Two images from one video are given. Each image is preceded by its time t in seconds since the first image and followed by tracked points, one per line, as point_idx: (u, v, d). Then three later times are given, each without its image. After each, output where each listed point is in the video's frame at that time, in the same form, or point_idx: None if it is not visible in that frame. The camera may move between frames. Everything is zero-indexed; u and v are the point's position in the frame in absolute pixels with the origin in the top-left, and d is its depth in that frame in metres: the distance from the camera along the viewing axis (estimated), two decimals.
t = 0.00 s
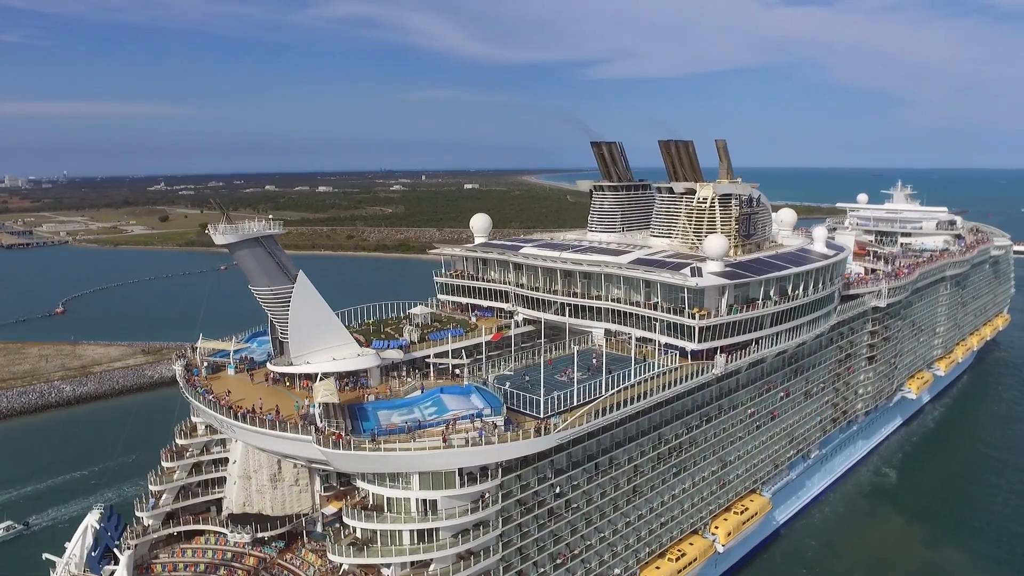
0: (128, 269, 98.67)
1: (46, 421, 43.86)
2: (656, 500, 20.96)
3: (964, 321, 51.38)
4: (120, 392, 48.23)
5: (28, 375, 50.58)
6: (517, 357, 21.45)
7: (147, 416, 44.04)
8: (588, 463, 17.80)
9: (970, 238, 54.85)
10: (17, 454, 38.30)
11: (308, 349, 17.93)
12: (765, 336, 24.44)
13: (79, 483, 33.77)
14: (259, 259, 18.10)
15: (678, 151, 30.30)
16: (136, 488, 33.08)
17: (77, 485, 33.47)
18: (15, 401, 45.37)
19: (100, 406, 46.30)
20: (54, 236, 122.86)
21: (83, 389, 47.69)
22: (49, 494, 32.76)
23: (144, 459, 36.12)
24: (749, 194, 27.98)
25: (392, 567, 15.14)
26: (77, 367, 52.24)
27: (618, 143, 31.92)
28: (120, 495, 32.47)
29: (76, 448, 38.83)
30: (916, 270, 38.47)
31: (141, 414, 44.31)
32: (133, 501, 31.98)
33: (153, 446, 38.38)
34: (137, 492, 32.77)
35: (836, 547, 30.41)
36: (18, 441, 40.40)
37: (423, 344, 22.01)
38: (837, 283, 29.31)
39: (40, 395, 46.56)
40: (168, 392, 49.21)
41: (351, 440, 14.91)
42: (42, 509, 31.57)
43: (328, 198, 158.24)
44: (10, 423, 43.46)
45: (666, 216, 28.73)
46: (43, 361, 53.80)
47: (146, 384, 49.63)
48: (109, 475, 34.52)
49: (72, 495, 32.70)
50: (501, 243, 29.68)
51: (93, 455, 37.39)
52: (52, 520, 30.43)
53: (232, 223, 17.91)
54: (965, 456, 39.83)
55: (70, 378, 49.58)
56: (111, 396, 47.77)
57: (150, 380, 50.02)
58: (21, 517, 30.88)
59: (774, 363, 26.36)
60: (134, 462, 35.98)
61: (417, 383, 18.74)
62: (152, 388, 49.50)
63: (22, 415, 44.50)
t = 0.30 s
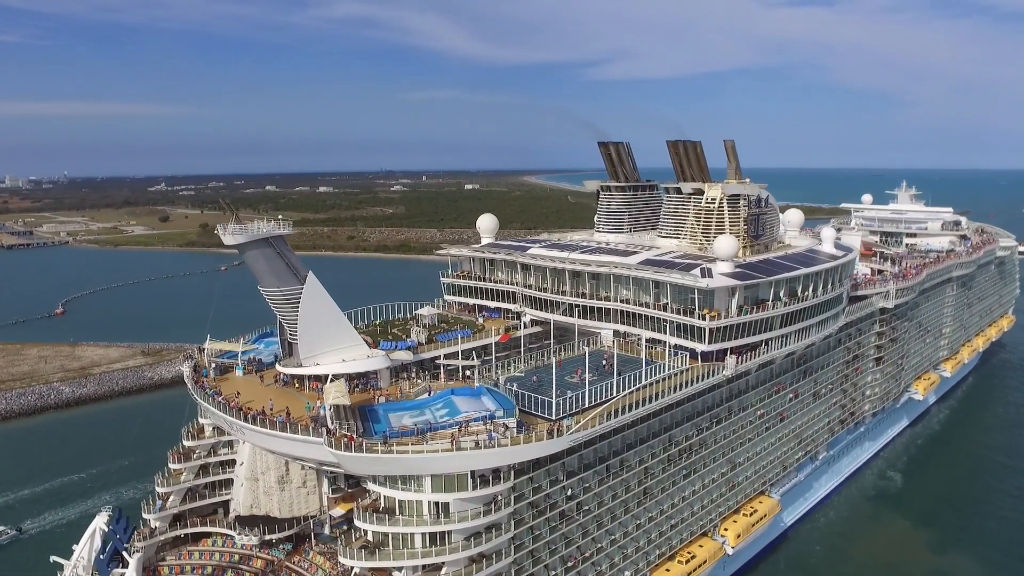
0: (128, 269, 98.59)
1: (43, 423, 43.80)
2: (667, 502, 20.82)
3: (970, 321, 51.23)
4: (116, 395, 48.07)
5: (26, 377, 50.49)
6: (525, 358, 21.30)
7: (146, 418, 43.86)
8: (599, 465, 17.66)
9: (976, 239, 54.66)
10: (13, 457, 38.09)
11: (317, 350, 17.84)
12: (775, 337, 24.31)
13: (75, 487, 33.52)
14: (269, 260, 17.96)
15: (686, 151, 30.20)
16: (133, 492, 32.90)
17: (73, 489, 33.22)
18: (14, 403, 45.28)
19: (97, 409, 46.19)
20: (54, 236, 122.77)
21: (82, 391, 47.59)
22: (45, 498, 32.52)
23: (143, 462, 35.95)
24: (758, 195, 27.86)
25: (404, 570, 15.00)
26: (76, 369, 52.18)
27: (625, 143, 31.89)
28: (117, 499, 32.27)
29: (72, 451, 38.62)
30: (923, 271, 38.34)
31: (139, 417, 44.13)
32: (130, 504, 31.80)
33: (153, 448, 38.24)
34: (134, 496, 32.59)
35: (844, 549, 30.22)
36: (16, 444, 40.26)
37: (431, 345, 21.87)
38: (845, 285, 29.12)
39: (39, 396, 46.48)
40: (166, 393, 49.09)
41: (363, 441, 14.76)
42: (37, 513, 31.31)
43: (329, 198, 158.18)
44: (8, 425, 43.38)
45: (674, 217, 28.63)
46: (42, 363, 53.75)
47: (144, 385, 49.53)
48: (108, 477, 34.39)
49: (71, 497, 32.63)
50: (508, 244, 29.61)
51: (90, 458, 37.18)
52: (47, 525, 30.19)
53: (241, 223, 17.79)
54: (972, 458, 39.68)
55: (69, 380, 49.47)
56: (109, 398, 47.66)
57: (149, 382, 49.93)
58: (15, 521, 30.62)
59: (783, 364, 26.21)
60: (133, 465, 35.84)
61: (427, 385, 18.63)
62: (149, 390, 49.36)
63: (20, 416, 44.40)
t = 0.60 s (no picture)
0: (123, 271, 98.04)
1: (37, 426, 43.47)
2: (673, 504, 20.69)
3: (970, 322, 51.25)
4: (108, 399, 47.84)
5: (18, 379, 50.10)
6: (531, 360, 21.18)
7: (140, 421, 43.50)
8: (607, 468, 17.52)
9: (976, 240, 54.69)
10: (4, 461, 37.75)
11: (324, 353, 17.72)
12: (781, 338, 24.22)
13: (66, 491, 33.25)
14: (275, 262, 17.86)
15: (690, 152, 30.15)
16: (125, 497, 32.65)
17: (64, 495, 32.95)
18: (6, 406, 44.88)
19: (88, 413, 45.86)
20: (49, 237, 121.97)
21: (75, 394, 47.32)
22: (36, 503, 32.23)
23: (136, 466, 35.70)
24: (762, 196, 27.82)
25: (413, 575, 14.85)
26: (69, 371, 51.82)
27: (629, 144, 31.93)
28: (109, 504, 32.03)
29: (64, 455, 38.30)
30: (925, 272, 38.34)
31: (133, 420, 43.81)
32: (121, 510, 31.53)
33: (147, 452, 37.98)
34: (126, 501, 32.33)
35: (849, 550, 30.11)
36: (8, 448, 39.90)
37: (435, 346, 21.69)
38: (850, 286, 29.05)
39: (32, 399, 46.09)
40: (160, 397, 48.74)
41: (372, 445, 14.63)
42: (27, 518, 31.02)
43: (326, 199, 157.66)
44: (0, 429, 43.02)
45: (678, 218, 28.58)
46: (35, 365, 53.35)
47: (136, 389, 49.17)
48: (101, 482, 34.16)
49: (63, 501, 32.45)
50: (512, 245, 29.50)
51: (82, 462, 36.87)
52: (37, 531, 29.91)
53: (247, 225, 17.61)
54: (975, 456, 39.70)
55: (62, 383, 49.05)
56: (101, 402, 47.55)
57: (142, 385, 49.57)
58: (6, 527, 30.34)
59: (788, 365, 26.12)
60: (127, 469, 35.59)
61: (434, 387, 18.54)
62: (140, 394, 48.99)
63: (13, 420, 44.04)
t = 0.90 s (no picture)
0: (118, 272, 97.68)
1: (30, 429, 43.23)
2: (679, 506, 20.63)
3: (969, 322, 51.37)
4: (101, 402, 47.61)
5: (11, 382, 49.78)
6: (535, 362, 21.10)
7: (135, 424, 43.29)
8: (614, 470, 17.46)
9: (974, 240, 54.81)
10: None
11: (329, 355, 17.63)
12: (785, 339, 24.20)
13: (58, 496, 33.02)
14: (280, 264, 17.75)
15: (693, 154, 30.19)
16: (117, 502, 32.48)
17: (56, 499, 32.72)
18: None
19: (81, 416, 45.64)
20: (43, 238, 121.50)
21: (68, 397, 47.11)
22: (28, 507, 32.01)
23: (130, 469, 35.52)
24: (765, 197, 27.84)
25: None
26: (63, 374, 51.56)
27: (632, 145, 31.84)
28: (102, 509, 31.84)
29: (57, 459, 38.07)
30: (926, 272, 38.42)
31: (128, 423, 43.61)
32: (114, 515, 31.36)
33: (141, 455, 37.80)
34: (118, 506, 32.15)
35: (852, 551, 30.08)
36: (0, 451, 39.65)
37: (439, 348, 21.51)
38: (852, 287, 29.07)
39: (24, 402, 45.82)
40: (154, 399, 48.50)
41: (380, 448, 14.53)
42: (19, 523, 30.82)
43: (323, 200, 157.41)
44: None
45: (681, 219, 28.59)
46: (27, 367, 53.08)
47: (129, 392, 48.91)
48: (95, 485, 33.99)
49: (56, 505, 32.30)
50: (513, 246, 29.45)
51: (75, 465, 36.65)
52: (29, 537, 29.70)
53: (252, 226, 17.52)
54: (976, 457, 39.69)
55: (54, 386, 48.75)
56: (94, 404, 47.33)
57: (135, 387, 49.32)
58: None
59: (792, 366, 26.13)
60: (120, 472, 35.41)
61: (439, 389, 18.50)
62: (133, 397, 48.72)
63: (5, 423, 43.78)
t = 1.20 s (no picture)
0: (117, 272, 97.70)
1: (30, 430, 43.27)
2: (688, 505, 20.63)
3: (973, 322, 51.35)
4: (99, 402, 47.61)
5: (10, 382, 49.79)
6: (544, 362, 21.11)
7: (135, 425, 43.28)
8: (625, 470, 17.46)
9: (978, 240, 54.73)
10: None
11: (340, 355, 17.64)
12: (793, 339, 24.21)
13: (57, 498, 33.02)
14: (292, 264, 17.74)
15: (700, 154, 30.22)
16: (115, 504, 32.39)
17: (55, 501, 32.72)
18: None
19: (79, 417, 45.65)
20: (42, 238, 121.54)
21: (67, 398, 47.15)
22: (27, 509, 32.03)
23: (129, 471, 35.52)
24: (773, 197, 27.84)
25: None
26: (61, 375, 51.56)
27: (638, 145, 31.86)
28: (100, 511, 31.82)
29: (56, 460, 38.07)
30: (931, 272, 38.41)
31: (128, 424, 43.61)
32: (112, 518, 31.30)
33: (139, 456, 37.74)
34: (116, 508, 32.07)
35: (858, 550, 30.08)
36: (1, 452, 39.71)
37: (446, 348, 21.49)
38: (859, 287, 29.05)
39: (23, 403, 45.86)
40: (152, 400, 48.46)
41: (393, 448, 14.53)
42: (18, 525, 30.85)
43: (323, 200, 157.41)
44: None
45: (688, 219, 28.59)
46: (26, 368, 53.09)
47: (128, 392, 48.89)
48: (93, 487, 33.91)
49: (54, 508, 32.22)
50: (520, 246, 29.47)
51: (75, 467, 36.67)
52: (27, 538, 29.74)
53: (263, 226, 17.51)
54: (981, 456, 39.57)
55: (53, 386, 48.77)
56: (93, 405, 47.32)
57: (135, 388, 49.31)
58: None
59: (799, 366, 26.13)
60: (118, 474, 35.34)
61: (450, 389, 18.50)
62: (133, 397, 48.70)
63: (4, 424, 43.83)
